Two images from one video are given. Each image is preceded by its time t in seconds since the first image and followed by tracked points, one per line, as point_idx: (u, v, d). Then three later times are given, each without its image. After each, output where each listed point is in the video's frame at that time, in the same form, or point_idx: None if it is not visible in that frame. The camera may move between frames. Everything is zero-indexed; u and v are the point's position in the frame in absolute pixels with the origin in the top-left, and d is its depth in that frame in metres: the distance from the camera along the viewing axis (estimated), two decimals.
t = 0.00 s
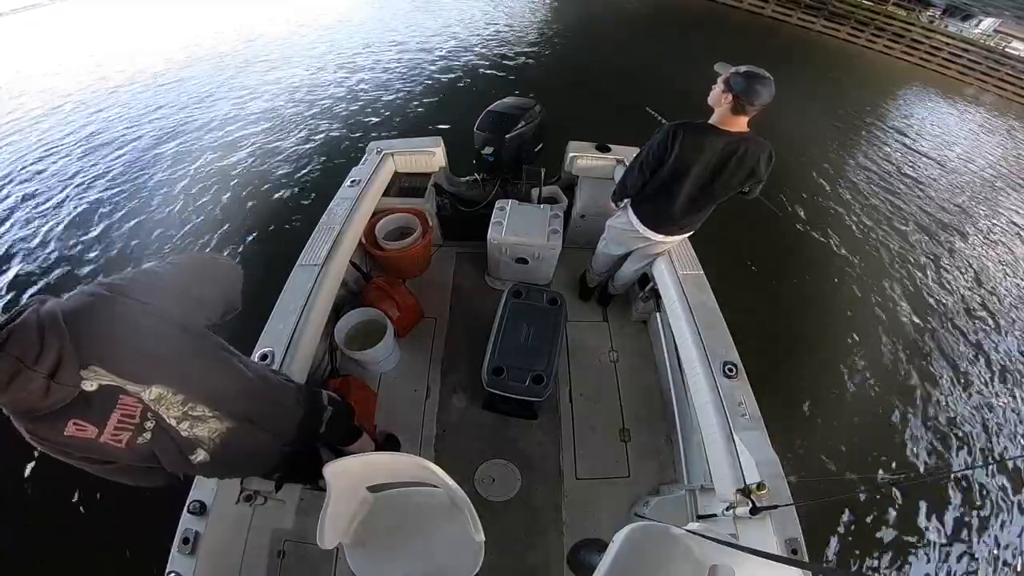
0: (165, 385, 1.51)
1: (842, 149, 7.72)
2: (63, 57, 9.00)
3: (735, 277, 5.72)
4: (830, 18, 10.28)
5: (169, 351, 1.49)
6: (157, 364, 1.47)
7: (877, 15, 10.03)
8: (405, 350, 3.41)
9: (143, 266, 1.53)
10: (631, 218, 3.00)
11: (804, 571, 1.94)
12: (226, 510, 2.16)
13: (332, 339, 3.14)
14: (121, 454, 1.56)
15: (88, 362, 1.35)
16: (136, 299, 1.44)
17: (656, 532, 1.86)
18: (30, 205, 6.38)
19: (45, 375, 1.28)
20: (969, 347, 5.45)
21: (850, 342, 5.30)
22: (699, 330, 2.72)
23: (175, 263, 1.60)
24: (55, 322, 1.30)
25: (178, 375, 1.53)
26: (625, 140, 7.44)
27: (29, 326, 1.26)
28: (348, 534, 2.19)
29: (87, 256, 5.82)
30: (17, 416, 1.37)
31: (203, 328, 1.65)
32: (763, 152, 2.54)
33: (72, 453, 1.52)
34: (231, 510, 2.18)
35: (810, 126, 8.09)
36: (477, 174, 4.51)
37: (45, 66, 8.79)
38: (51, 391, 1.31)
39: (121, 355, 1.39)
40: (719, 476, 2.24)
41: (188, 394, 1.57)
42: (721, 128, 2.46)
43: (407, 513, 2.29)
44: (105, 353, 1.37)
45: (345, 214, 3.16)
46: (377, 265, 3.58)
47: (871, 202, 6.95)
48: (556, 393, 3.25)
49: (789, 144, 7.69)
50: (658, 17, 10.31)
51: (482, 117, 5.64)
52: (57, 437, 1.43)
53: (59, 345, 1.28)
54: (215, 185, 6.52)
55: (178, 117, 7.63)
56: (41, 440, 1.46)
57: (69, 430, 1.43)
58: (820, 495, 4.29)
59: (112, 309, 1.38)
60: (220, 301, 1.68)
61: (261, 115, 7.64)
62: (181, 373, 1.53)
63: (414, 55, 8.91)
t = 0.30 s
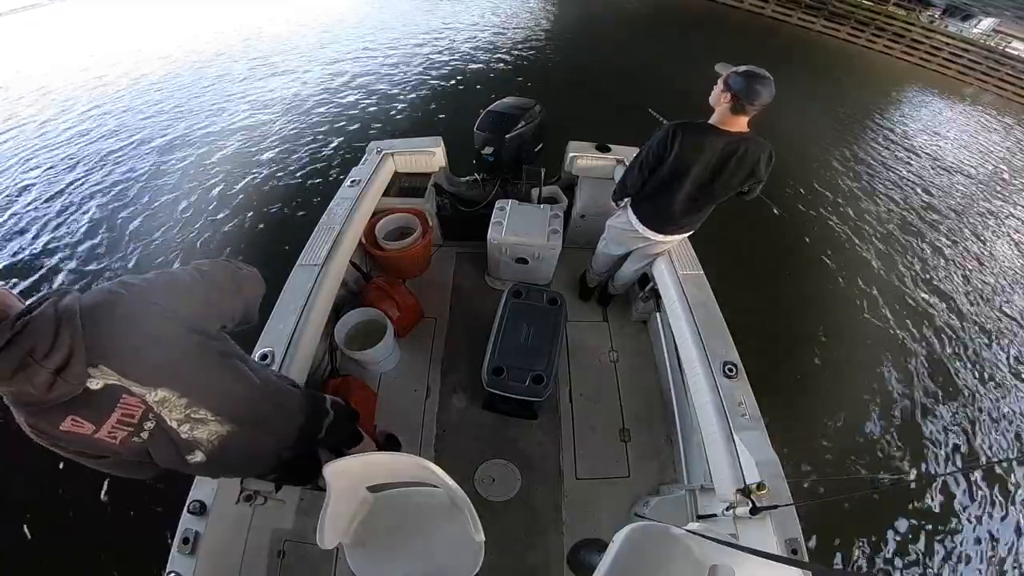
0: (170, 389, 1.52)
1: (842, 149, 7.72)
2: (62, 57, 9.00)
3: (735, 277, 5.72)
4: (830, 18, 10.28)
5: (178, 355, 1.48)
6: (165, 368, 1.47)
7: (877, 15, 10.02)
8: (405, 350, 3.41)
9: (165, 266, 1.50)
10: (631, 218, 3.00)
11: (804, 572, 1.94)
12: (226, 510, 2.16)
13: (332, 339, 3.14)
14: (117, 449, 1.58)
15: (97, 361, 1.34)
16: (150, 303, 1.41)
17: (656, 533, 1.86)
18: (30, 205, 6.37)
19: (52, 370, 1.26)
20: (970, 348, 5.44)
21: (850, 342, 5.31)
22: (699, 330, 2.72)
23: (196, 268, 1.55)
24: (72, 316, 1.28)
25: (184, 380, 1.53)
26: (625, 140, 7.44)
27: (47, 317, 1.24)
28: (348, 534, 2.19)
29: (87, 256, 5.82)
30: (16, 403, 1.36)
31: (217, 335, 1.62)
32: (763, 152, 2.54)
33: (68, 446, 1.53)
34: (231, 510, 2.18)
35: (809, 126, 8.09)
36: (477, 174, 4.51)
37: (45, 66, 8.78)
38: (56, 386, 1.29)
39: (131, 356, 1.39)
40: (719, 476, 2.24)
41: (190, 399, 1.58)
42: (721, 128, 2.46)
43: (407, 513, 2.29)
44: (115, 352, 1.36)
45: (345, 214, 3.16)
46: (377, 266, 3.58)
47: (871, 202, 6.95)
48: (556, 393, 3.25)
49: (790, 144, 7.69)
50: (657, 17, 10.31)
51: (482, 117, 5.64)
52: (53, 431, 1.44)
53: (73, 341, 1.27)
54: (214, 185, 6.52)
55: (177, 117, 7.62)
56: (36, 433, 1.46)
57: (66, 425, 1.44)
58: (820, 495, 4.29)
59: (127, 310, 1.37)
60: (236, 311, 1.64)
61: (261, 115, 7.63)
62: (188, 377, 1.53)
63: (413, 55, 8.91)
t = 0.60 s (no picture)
0: (171, 394, 1.52)
1: (842, 150, 7.71)
2: (63, 57, 9.00)
3: (735, 278, 5.73)
4: (831, 18, 10.27)
5: (184, 363, 1.49)
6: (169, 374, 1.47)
7: (877, 15, 10.02)
8: (405, 350, 3.41)
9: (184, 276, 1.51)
10: (631, 218, 3.00)
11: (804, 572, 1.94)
12: (226, 510, 2.16)
13: (332, 339, 3.13)
14: (110, 446, 1.58)
15: (103, 363, 1.35)
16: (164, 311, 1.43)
17: (656, 532, 1.86)
18: (30, 204, 6.37)
19: (57, 367, 1.27)
20: (971, 348, 5.44)
21: (851, 342, 5.30)
22: (699, 330, 2.72)
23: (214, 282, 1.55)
24: (88, 314, 1.29)
25: (186, 386, 1.53)
26: (625, 140, 7.44)
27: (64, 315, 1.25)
28: (348, 534, 2.19)
29: (87, 256, 5.81)
30: (16, 392, 1.36)
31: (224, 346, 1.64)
32: (763, 152, 2.54)
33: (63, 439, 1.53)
34: (231, 510, 2.18)
35: (809, 126, 8.09)
36: (477, 173, 4.51)
37: (45, 66, 8.79)
38: (58, 383, 1.30)
39: (137, 359, 1.40)
40: (719, 476, 2.25)
41: (191, 404, 1.58)
42: (721, 128, 2.46)
43: (406, 513, 2.29)
44: (122, 356, 1.37)
45: (345, 214, 3.16)
46: (377, 266, 3.58)
47: (871, 202, 6.94)
48: (556, 393, 3.25)
49: (790, 144, 7.69)
50: (657, 17, 10.31)
51: (482, 117, 5.64)
52: (46, 423, 1.43)
53: (85, 340, 1.28)
54: (214, 185, 6.52)
55: (177, 117, 7.62)
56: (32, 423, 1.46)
57: (60, 420, 1.43)
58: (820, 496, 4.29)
59: (141, 315, 1.39)
60: (246, 328, 1.65)
61: (262, 115, 7.63)
62: (192, 385, 1.54)
63: (414, 55, 8.91)
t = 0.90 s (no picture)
0: (169, 402, 1.52)
1: (843, 150, 7.71)
2: (63, 57, 9.01)
3: (735, 278, 5.73)
4: (831, 17, 10.27)
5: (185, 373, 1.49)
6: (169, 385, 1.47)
7: (877, 15, 10.03)
8: (406, 350, 3.41)
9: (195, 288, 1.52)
10: (631, 218, 3.00)
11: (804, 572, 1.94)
12: (226, 510, 2.16)
13: (332, 339, 3.13)
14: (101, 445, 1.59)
15: (101, 369, 1.35)
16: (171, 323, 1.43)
17: (656, 532, 1.86)
18: (30, 204, 6.36)
19: (55, 367, 1.28)
20: (973, 349, 5.43)
21: (851, 342, 5.30)
22: (699, 330, 2.71)
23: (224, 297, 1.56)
24: (92, 317, 1.31)
25: (184, 396, 1.53)
26: (625, 140, 7.45)
27: (70, 315, 1.28)
28: (348, 534, 2.19)
29: (87, 256, 5.81)
30: (12, 389, 1.37)
31: (227, 358, 1.64)
32: (763, 152, 2.54)
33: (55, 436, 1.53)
34: (231, 510, 2.18)
35: (810, 126, 8.09)
36: (477, 174, 4.51)
37: (46, 66, 8.79)
38: (53, 384, 1.31)
39: (137, 365, 1.39)
40: (719, 476, 2.25)
41: (185, 412, 1.58)
42: (720, 128, 2.46)
43: (406, 513, 2.29)
44: (122, 364, 1.37)
45: (345, 214, 3.16)
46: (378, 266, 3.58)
47: (871, 202, 6.95)
48: (556, 393, 3.25)
49: (790, 144, 7.69)
50: (657, 17, 10.31)
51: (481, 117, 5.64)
52: (38, 421, 1.44)
53: (85, 342, 1.30)
54: (215, 185, 6.53)
55: (177, 117, 7.62)
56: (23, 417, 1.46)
57: (50, 419, 1.44)
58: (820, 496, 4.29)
59: (146, 322, 1.39)
60: (249, 343, 1.66)
61: (262, 115, 7.63)
62: (190, 395, 1.54)
63: (414, 55, 8.91)
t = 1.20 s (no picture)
0: (166, 410, 1.52)
1: (843, 150, 7.71)
2: (63, 57, 9.00)
3: (735, 278, 5.73)
4: (831, 18, 10.27)
5: (188, 385, 1.49)
6: (169, 394, 1.47)
7: (877, 15, 10.03)
8: (406, 350, 3.41)
9: (206, 302, 1.53)
10: (631, 218, 3.00)
11: (804, 572, 1.94)
12: (226, 510, 2.16)
13: (332, 339, 3.13)
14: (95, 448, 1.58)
15: (104, 376, 1.35)
16: (179, 334, 1.44)
17: (656, 532, 1.87)
18: (28, 204, 6.35)
19: (58, 369, 1.29)
20: (972, 349, 5.43)
21: (851, 342, 5.31)
22: (699, 330, 2.72)
23: (235, 314, 1.58)
24: (103, 323, 1.32)
25: (183, 406, 1.53)
26: (625, 140, 7.45)
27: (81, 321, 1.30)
28: (348, 534, 2.19)
29: (86, 256, 5.80)
30: (12, 386, 1.37)
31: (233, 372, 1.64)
32: (763, 152, 2.54)
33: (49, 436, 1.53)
34: (231, 510, 2.18)
35: (809, 126, 8.10)
36: (477, 174, 4.51)
37: (46, 66, 8.78)
38: (55, 386, 1.32)
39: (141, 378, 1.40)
40: (719, 476, 2.25)
41: (182, 419, 1.57)
42: (720, 128, 2.46)
43: (406, 513, 2.29)
44: (126, 373, 1.38)
45: (345, 214, 3.16)
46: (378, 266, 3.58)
47: (871, 202, 6.95)
48: (556, 393, 3.25)
49: (789, 144, 7.70)
50: (657, 17, 10.31)
51: (481, 117, 5.64)
52: (32, 420, 1.44)
53: (93, 348, 1.30)
54: (215, 185, 6.52)
55: (178, 117, 7.62)
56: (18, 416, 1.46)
57: (44, 419, 1.44)
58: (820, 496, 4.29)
59: (159, 338, 1.40)
60: (253, 361, 1.67)
61: (262, 115, 7.63)
62: (189, 405, 1.54)
63: (414, 55, 8.90)
